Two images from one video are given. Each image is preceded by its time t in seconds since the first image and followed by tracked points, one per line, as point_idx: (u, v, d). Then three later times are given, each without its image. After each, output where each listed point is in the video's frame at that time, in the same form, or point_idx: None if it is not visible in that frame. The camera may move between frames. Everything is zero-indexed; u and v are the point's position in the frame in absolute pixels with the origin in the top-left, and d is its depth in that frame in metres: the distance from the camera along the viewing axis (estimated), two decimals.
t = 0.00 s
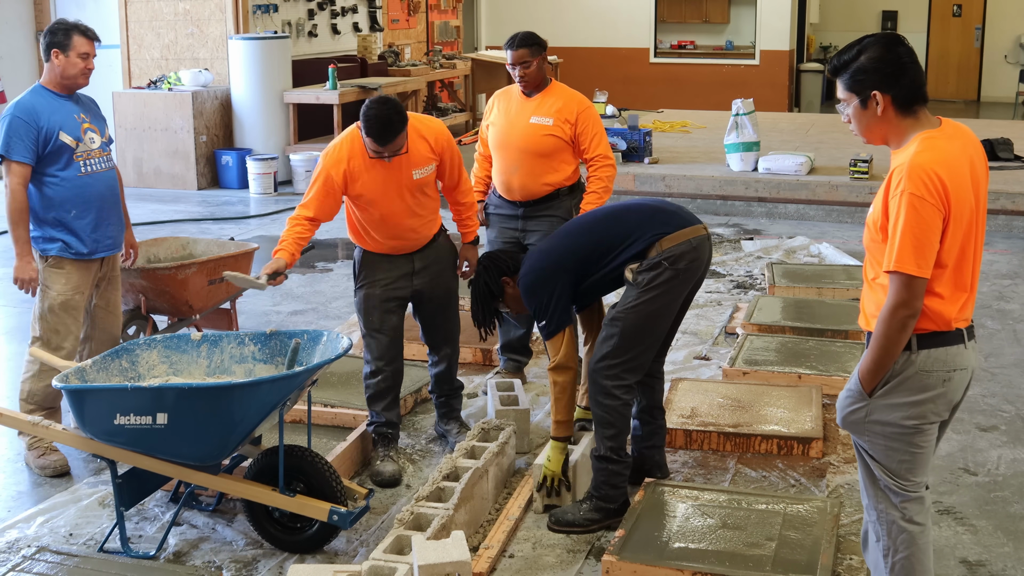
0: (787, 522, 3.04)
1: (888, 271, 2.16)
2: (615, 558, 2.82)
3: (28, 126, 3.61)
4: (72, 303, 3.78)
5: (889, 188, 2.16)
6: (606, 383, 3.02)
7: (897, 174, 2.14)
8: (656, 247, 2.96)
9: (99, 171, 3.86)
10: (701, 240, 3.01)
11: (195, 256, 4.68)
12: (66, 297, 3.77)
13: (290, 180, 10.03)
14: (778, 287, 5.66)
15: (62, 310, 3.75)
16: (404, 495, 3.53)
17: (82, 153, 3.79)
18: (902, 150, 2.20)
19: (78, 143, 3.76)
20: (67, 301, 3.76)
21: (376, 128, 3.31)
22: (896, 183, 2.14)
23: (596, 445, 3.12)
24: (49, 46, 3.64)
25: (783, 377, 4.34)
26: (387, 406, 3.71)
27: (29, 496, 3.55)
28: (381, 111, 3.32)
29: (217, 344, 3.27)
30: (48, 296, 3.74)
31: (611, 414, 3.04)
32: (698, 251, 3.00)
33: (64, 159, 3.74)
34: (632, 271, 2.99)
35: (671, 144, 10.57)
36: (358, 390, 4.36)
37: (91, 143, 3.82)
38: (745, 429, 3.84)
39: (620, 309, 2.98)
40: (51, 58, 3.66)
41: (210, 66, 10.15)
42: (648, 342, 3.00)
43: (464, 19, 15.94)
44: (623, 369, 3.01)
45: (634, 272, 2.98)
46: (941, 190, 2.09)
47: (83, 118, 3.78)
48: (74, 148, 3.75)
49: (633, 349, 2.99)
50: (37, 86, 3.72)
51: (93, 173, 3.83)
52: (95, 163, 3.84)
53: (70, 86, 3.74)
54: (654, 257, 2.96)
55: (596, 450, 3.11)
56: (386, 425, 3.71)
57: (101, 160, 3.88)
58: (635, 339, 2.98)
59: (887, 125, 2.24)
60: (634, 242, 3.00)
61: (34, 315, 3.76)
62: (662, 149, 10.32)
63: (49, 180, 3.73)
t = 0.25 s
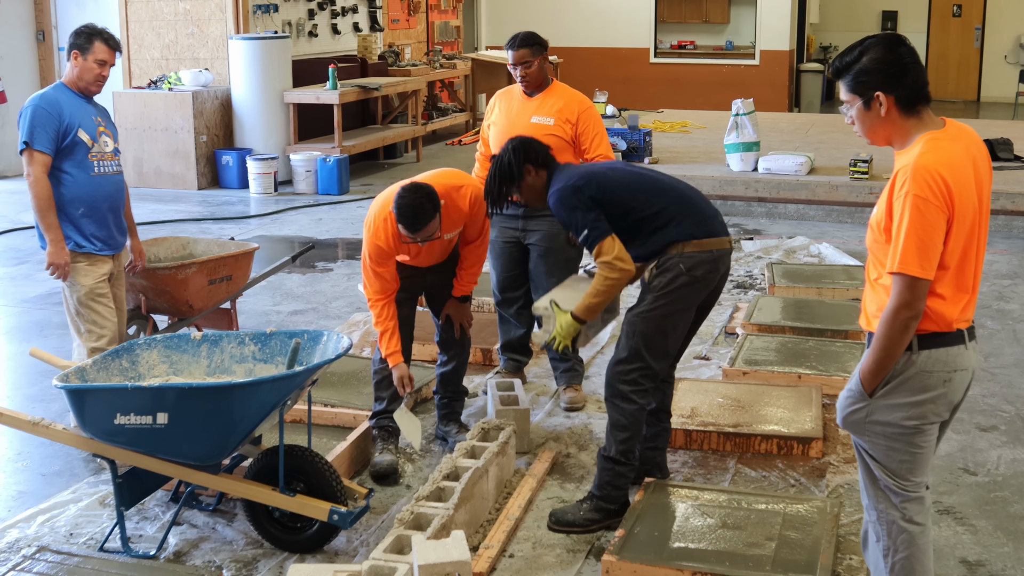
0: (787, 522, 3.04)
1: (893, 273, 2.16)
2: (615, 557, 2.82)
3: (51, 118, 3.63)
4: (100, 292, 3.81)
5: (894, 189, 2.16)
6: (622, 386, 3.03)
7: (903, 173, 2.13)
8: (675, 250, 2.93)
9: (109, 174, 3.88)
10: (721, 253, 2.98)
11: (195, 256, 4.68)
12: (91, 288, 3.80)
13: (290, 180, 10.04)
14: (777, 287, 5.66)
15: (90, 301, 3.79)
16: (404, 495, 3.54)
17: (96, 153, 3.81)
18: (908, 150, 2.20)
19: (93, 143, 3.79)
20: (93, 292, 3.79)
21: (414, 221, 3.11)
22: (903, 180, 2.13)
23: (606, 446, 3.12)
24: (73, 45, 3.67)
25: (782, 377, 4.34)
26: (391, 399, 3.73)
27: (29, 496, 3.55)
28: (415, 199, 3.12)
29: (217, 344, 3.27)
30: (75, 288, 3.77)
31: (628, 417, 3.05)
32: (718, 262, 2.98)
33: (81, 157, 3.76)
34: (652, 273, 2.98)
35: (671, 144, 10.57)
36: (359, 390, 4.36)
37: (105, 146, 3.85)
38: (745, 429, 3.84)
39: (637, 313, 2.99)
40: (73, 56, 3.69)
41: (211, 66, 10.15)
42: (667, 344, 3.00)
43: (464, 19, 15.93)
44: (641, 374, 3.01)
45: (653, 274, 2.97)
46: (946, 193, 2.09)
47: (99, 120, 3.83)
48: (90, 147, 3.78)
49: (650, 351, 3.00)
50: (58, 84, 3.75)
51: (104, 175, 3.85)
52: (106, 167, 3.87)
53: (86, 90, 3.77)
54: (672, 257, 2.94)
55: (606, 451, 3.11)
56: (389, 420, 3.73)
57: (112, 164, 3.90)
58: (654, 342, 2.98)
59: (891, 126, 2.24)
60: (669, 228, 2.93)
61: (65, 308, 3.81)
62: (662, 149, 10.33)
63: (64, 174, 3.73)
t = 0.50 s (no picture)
0: (788, 522, 3.04)
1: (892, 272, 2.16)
2: (615, 558, 2.82)
3: (43, 120, 3.63)
4: (98, 292, 3.81)
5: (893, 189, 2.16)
6: (597, 378, 3.04)
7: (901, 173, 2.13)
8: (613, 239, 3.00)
9: (107, 174, 3.88)
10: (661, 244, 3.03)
11: (195, 256, 4.67)
12: (89, 288, 3.80)
13: (290, 180, 10.04)
14: (777, 287, 5.67)
15: (88, 301, 3.78)
16: (404, 495, 3.54)
17: (91, 153, 3.81)
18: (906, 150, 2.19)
19: (88, 143, 3.79)
20: (92, 292, 3.79)
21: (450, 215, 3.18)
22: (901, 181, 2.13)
23: (594, 440, 3.12)
24: (55, 48, 3.66)
25: (783, 377, 4.34)
26: (391, 399, 3.71)
27: (29, 496, 3.55)
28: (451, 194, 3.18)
29: (217, 344, 3.27)
30: (73, 289, 3.77)
31: (606, 407, 3.06)
32: (655, 255, 3.03)
33: (75, 158, 3.76)
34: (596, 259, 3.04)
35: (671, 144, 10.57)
36: (359, 390, 4.36)
37: (100, 145, 3.85)
38: (745, 430, 3.84)
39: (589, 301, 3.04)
40: (57, 58, 3.69)
41: (210, 66, 10.15)
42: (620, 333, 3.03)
43: (464, 19, 15.93)
44: (610, 362, 3.04)
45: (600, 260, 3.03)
46: (945, 193, 2.10)
47: (92, 120, 3.82)
48: (84, 147, 3.77)
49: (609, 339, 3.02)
50: (50, 86, 3.75)
51: (101, 175, 3.85)
52: (103, 166, 3.87)
53: (77, 90, 3.77)
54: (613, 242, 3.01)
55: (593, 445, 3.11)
56: (387, 421, 3.72)
57: (109, 163, 3.90)
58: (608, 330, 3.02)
59: (890, 127, 2.24)
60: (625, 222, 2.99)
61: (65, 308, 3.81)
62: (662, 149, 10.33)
63: (59, 175, 3.73)
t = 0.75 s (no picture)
0: (787, 523, 3.04)
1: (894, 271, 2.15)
2: (615, 559, 2.82)
3: (41, 122, 3.64)
4: (97, 294, 3.81)
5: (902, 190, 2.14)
6: (583, 392, 3.01)
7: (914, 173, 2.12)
8: (611, 245, 2.95)
9: (106, 177, 3.89)
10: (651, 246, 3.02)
11: (195, 258, 4.68)
12: (88, 290, 3.80)
13: (291, 182, 10.05)
14: (778, 288, 5.67)
15: (87, 302, 3.78)
16: (404, 496, 3.54)
17: (90, 156, 3.82)
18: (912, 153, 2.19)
19: (86, 146, 3.79)
20: (90, 294, 3.79)
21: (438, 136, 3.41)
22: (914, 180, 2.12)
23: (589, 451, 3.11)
24: (54, 51, 3.67)
25: (782, 378, 4.34)
26: (392, 400, 3.72)
27: (29, 497, 3.55)
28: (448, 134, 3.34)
29: (217, 345, 3.27)
30: (72, 291, 3.77)
31: (597, 420, 3.04)
32: (654, 253, 3.03)
33: (73, 161, 3.76)
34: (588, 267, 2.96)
35: (671, 146, 10.58)
36: (359, 392, 4.36)
37: (99, 148, 3.85)
38: (745, 431, 3.84)
39: (578, 312, 2.97)
40: (57, 60, 3.70)
41: (211, 68, 10.15)
42: (612, 339, 2.99)
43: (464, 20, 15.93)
44: (598, 375, 3.00)
45: (594, 268, 2.95)
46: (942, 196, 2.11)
47: (91, 123, 3.83)
48: (82, 150, 3.78)
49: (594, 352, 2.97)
50: (49, 88, 3.76)
51: (99, 178, 3.85)
52: (102, 169, 3.87)
53: (75, 92, 3.77)
54: (611, 250, 2.95)
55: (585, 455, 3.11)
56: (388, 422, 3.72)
57: (108, 166, 3.91)
58: (592, 339, 2.97)
59: (893, 130, 2.23)
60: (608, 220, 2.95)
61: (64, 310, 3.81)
62: (662, 150, 10.34)
63: (57, 178, 3.74)
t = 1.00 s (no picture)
0: (787, 522, 3.04)
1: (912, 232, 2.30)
2: (615, 558, 2.82)
3: (46, 121, 3.63)
4: (95, 293, 3.81)
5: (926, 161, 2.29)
6: (574, 411, 2.90)
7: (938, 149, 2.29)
8: (586, 253, 2.81)
9: (107, 178, 3.89)
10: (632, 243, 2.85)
11: (195, 257, 4.68)
12: (87, 290, 3.80)
13: (290, 181, 10.05)
14: (778, 287, 5.67)
15: (85, 302, 3.78)
16: (404, 495, 3.54)
17: (92, 157, 3.81)
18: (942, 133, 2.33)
19: (88, 146, 3.79)
20: (89, 293, 3.79)
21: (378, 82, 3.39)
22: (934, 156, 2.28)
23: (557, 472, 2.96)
24: (63, 51, 3.65)
25: (783, 377, 4.34)
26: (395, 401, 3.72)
27: (29, 497, 3.55)
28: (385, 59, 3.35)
29: (217, 345, 3.27)
30: (71, 291, 3.77)
31: (577, 443, 2.91)
32: (632, 253, 2.85)
33: (76, 160, 3.76)
34: (566, 288, 2.85)
35: (671, 145, 10.58)
36: (358, 391, 4.36)
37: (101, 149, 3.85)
38: (745, 430, 3.85)
39: (566, 331, 2.86)
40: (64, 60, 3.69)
41: (211, 67, 10.15)
42: (606, 356, 2.86)
43: (464, 19, 15.93)
44: (592, 394, 2.89)
45: (572, 285, 2.83)
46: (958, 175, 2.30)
47: (94, 123, 3.83)
48: (85, 151, 3.78)
49: (583, 371, 2.86)
50: (53, 87, 3.75)
51: (100, 178, 3.85)
52: (103, 169, 3.87)
53: (80, 94, 3.77)
54: (586, 264, 2.81)
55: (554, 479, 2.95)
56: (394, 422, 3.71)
57: (109, 166, 3.90)
58: (584, 359, 2.85)
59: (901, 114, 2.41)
60: (571, 233, 2.81)
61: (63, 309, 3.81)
62: (662, 150, 10.34)
63: (59, 178, 3.73)
